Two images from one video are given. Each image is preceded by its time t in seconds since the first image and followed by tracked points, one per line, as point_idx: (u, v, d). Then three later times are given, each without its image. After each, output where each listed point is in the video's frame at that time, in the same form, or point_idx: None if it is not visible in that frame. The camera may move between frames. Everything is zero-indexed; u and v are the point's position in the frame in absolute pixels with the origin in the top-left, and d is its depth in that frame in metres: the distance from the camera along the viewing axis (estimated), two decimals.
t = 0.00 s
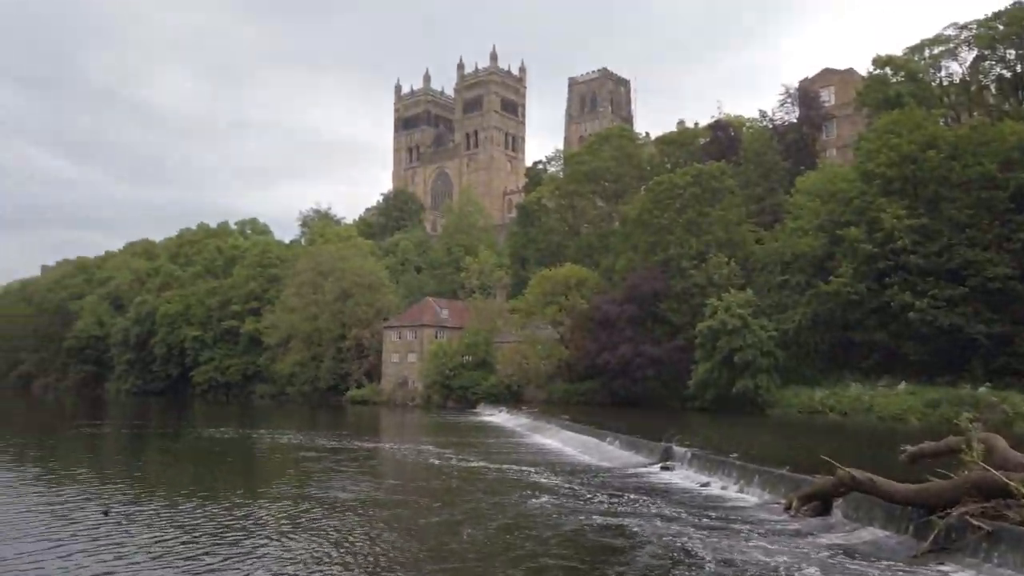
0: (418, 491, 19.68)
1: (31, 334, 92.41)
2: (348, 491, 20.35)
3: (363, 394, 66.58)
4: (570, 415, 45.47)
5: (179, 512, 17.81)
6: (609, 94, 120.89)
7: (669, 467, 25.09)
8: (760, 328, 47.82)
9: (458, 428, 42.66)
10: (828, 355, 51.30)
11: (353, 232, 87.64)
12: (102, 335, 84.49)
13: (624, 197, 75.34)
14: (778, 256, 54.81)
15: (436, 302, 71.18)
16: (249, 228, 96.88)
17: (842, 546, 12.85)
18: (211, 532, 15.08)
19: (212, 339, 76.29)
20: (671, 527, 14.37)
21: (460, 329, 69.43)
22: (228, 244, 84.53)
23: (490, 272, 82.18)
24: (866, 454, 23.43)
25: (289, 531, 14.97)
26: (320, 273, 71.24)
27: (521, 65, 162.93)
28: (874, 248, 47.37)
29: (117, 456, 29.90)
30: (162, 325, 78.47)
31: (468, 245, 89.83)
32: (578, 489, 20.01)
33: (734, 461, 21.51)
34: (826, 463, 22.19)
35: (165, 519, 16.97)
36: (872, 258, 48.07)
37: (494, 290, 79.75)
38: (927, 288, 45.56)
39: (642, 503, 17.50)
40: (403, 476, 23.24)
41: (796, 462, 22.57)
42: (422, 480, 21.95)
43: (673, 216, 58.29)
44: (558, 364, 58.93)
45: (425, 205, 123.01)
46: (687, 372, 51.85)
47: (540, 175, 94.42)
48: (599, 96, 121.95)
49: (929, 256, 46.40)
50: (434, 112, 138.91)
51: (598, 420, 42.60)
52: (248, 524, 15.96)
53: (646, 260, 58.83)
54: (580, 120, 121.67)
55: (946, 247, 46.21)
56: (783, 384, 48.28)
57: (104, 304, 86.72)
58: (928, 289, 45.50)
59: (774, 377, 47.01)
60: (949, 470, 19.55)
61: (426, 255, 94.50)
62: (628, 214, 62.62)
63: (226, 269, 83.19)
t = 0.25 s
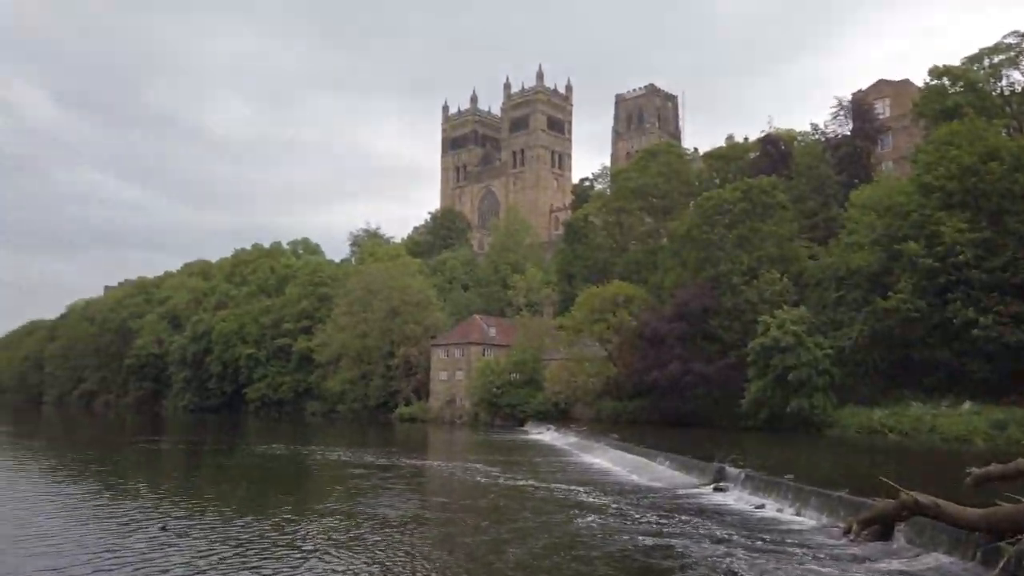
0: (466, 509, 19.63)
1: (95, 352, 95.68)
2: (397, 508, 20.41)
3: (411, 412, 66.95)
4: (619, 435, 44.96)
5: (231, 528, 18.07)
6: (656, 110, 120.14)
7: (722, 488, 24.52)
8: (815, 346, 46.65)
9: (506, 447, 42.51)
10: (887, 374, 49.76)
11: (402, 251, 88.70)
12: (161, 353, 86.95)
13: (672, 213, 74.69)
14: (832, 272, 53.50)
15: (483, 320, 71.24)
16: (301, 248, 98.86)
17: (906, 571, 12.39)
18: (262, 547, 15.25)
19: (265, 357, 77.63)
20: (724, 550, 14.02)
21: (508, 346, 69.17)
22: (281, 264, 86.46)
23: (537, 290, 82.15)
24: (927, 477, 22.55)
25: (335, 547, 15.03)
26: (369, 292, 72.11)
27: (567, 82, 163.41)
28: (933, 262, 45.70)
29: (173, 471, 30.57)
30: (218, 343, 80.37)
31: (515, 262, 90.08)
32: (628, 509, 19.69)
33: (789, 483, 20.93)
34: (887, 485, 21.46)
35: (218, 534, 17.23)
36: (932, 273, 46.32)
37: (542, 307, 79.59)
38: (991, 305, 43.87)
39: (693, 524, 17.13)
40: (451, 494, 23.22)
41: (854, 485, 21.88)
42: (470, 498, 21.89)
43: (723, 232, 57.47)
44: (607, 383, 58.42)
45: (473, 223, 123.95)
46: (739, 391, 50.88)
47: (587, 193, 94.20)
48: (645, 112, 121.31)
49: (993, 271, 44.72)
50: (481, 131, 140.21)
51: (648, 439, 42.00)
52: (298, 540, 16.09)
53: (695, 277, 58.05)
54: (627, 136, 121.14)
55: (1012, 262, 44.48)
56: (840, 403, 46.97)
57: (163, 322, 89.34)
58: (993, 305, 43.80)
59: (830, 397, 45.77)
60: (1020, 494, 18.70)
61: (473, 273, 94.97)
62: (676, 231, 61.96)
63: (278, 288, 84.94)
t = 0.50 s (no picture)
0: (510, 527, 19.46)
1: (150, 369, 98.41)
2: (441, 526, 20.35)
3: (456, 429, 67.07)
4: (666, 453, 44.26)
5: (276, 543, 18.22)
6: (700, 125, 119.23)
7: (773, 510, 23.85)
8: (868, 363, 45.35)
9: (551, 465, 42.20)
10: (946, 392, 48.11)
11: (446, 269, 89.42)
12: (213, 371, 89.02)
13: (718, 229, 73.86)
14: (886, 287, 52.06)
15: (527, 337, 70.94)
16: (348, 266, 100.44)
17: None
18: (307, 563, 15.31)
19: (312, 375, 78.90)
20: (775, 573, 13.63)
21: (551, 363, 68.73)
22: (329, 283, 87.98)
23: (582, 307, 81.86)
24: (990, 499, 21.62)
25: (378, 564, 15.01)
26: (414, 309, 72.74)
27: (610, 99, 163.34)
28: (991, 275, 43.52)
29: (223, 487, 31.11)
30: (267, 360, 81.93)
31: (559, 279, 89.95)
32: (675, 529, 19.29)
33: (844, 504, 20.26)
34: (947, 508, 20.65)
35: (265, 549, 17.41)
36: (990, 286, 44.19)
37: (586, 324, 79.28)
38: None
39: (742, 546, 16.69)
40: (495, 512, 23.08)
41: (913, 506, 21.10)
42: (514, 516, 21.70)
43: (770, 248, 56.46)
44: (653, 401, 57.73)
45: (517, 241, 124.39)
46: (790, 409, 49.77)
47: (631, 208, 93.77)
48: (690, 127, 120.40)
49: None
50: (524, 149, 140.94)
51: (695, 458, 41.31)
52: (342, 556, 16.13)
53: (743, 293, 57.12)
54: (671, 152, 120.43)
55: None
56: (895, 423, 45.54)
57: (215, 340, 91.50)
58: None
59: (885, 416, 44.42)
60: None
61: (517, 290, 95.17)
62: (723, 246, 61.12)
63: (326, 306, 86.33)
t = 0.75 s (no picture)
0: (550, 544, 19.27)
1: (195, 385, 100.31)
2: (480, 542, 20.24)
3: (494, 445, 66.89)
4: (707, 471, 43.51)
5: (316, 558, 18.29)
6: (739, 138, 118.07)
7: (819, 529, 23.25)
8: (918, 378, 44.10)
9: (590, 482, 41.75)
10: (1000, 409, 46.57)
11: (484, 285, 89.71)
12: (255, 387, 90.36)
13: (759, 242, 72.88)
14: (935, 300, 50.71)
15: (565, 352, 70.36)
16: (387, 283, 101.36)
17: None
18: None
19: (352, 391, 79.58)
20: None
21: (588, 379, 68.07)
22: (369, 300, 88.85)
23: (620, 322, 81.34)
24: None
25: None
26: (452, 325, 72.98)
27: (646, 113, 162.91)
28: None
29: (264, 502, 31.40)
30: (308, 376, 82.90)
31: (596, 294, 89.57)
32: (718, 548, 18.90)
33: (894, 524, 19.68)
34: (1003, 529, 19.95)
35: (305, 564, 17.45)
36: None
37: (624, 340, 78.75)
38: None
39: (788, 566, 16.28)
40: (534, 528, 22.90)
41: (966, 527, 20.43)
42: (553, 533, 21.50)
43: (813, 261, 55.45)
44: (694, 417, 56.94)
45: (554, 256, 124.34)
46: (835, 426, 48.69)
47: (669, 223, 93.07)
48: (728, 140, 119.31)
49: None
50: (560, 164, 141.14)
51: (738, 476, 40.53)
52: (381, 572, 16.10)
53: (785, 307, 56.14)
54: (710, 165, 119.44)
55: None
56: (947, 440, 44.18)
57: (257, 356, 92.95)
58: None
59: (936, 433, 43.13)
60: None
61: (555, 305, 94.96)
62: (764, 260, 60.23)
63: (365, 323, 87.17)
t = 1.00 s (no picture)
0: (587, 561, 18.99)
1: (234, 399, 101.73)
2: (516, 558, 20.03)
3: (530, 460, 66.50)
4: (747, 487, 42.68)
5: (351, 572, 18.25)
6: (776, 148, 116.52)
7: (864, 548, 22.56)
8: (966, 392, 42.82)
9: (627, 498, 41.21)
10: None
11: (518, 299, 89.62)
12: (293, 401, 91.33)
13: (797, 254, 71.73)
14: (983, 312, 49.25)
15: (599, 366, 69.76)
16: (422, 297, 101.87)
17: None
18: None
19: (388, 405, 79.95)
20: None
21: (625, 394, 67.58)
22: (404, 314, 89.40)
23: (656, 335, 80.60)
24: None
25: None
26: (487, 338, 72.91)
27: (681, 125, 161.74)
28: None
29: (301, 515, 31.55)
30: (344, 390, 83.52)
31: (631, 307, 88.90)
32: (759, 566, 18.43)
33: (943, 543, 19.01)
34: None
35: None
36: None
37: (660, 353, 78.02)
38: None
39: None
40: (571, 544, 22.62)
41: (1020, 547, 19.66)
42: (590, 549, 21.21)
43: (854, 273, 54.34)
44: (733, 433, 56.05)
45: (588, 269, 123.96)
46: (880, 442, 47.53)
47: (705, 235, 92.07)
48: (764, 150, 117.85)
49: None
50: (594, 177, 140.82)
51: (779, 493, 39.71)
52: None
53: (825, 320, 55.04)
54: (745, 176, 118.03)
55: None
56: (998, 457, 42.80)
57: (294, 370, 93.97)
58: None
59: (986, 449, 41.80)
60: None
61: (590, 319, 94.42)
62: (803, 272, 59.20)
63: (400, 337, 87.66)
